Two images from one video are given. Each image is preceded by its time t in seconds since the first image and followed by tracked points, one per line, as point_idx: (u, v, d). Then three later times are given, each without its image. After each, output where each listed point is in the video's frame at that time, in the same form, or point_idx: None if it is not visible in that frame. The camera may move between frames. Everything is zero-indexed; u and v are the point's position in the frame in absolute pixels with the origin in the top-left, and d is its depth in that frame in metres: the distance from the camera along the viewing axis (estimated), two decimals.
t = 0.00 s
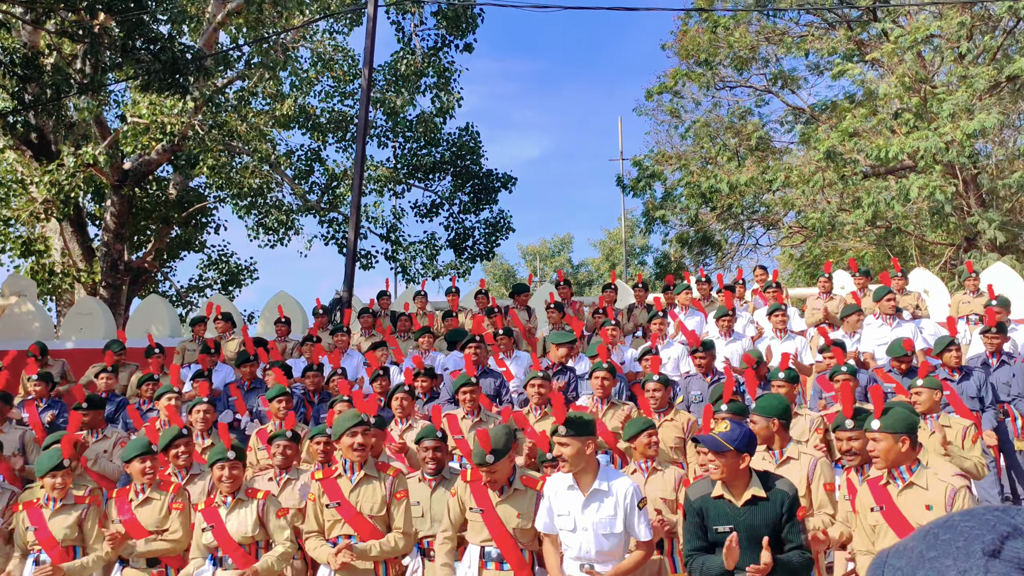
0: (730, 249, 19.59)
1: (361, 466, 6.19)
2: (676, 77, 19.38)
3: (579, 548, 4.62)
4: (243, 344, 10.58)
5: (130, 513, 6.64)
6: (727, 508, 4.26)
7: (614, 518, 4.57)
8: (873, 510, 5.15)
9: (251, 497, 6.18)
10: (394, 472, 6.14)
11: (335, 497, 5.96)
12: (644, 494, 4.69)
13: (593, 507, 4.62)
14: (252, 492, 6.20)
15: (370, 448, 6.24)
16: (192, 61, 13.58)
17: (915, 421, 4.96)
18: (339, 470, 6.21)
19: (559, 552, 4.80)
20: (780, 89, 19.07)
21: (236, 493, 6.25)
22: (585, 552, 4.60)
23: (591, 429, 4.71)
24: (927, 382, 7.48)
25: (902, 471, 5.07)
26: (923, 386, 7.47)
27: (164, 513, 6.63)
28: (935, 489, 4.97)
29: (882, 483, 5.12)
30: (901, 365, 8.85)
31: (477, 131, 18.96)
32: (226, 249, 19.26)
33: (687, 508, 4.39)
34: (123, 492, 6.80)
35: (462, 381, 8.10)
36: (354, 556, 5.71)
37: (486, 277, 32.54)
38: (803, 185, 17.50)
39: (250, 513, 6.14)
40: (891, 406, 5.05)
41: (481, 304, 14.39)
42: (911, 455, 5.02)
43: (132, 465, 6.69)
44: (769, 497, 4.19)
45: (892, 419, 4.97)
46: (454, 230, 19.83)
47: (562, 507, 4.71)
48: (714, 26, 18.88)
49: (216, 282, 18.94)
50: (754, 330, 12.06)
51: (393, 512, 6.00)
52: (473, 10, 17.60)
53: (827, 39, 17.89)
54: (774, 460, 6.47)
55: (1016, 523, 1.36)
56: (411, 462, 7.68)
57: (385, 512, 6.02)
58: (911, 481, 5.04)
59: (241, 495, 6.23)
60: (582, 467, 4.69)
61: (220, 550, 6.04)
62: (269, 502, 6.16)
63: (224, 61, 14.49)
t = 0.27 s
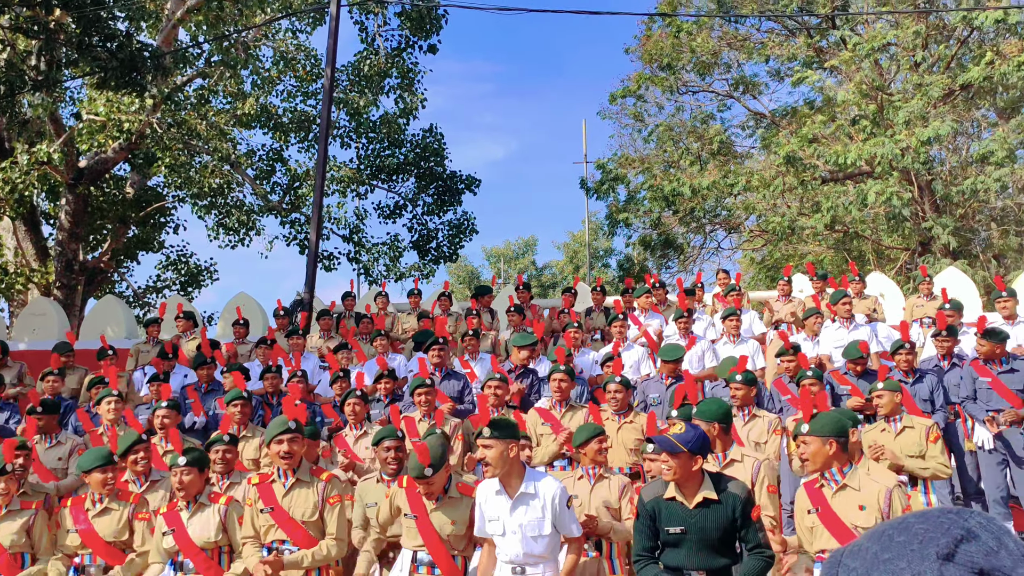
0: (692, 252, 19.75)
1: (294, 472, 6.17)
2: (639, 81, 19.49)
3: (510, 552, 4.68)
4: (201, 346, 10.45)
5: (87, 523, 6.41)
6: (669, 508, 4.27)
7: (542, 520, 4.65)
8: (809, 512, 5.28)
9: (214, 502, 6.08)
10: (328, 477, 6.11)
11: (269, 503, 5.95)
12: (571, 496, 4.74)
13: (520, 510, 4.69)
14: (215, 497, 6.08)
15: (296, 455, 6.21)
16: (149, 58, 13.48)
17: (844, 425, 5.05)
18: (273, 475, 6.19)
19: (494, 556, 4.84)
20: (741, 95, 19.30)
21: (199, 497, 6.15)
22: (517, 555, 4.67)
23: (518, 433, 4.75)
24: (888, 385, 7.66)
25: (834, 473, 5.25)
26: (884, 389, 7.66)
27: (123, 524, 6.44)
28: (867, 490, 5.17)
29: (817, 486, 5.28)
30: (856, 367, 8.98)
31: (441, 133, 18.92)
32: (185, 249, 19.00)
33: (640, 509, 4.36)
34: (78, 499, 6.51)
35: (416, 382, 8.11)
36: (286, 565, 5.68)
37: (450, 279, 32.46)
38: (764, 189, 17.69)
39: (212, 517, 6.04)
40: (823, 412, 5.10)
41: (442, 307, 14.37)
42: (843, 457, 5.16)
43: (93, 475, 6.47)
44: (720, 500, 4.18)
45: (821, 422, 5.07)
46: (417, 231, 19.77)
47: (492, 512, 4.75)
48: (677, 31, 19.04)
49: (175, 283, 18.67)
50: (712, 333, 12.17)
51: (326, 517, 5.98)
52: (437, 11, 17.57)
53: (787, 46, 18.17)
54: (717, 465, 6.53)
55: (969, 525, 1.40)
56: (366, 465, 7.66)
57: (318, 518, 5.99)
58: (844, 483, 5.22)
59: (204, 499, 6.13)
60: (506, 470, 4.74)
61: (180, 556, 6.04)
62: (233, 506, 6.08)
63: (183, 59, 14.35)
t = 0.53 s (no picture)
0: (656, 254, 19.88)
1: (242, 474, 6.12)
2: (605, 83, 19.55)
3: (456, 554, 4.71)
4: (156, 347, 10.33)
5: (61, 521, 6.58)
6: (597, 507, 4.59)
7: (486, 519, 4.69)
8: (760, 511, 5.29)
9: (183, 505, 6.16)
10: (278, 478, 6.09)
11: (217, 507, 5.96)
12: (515, 494, 4.78)
13: (465, 510, 4.72)
14: (184, 500, 6.15)
15: (246, 453, 6.16)
16: (107, 54, 13.44)
17: (792, 423, 5.21)
18: (221, 478, 6.15)
19: (440, 558, 4.83)
20: (704, 98, 19.47)
21: (168, 499, 6.25)
22: (462, 556, 4.70)
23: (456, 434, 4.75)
24: (860, 385, 7.56)
25: (783, 471, 5.33)
26: (856, 389, 7.55)
27: (98, 522, 6.64)
28: (815, 487, 5.27)
29: (767, 485, 5.32)
30: (813, 368, 9.09)
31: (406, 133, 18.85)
32: (144, 248, 18.71)
33: (572, 508, 4.68)
34: (51, 500, 6.69)
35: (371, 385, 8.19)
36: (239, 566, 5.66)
37: (415, 280, 32.34)
38: (726, 192, 17.80)
39: (179, 521, 6.16)
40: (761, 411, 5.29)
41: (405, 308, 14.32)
42: (790, 455, 5.30)
43: (70, 473, 6.55)
44: (646, 496, 4.49)
45: (770, 422, 5.20)
46: (381, 232, 19.65)
47: (436, 515, 4.79)
48: (642, 34, 19.16)
49: (133, 282, 18.38)
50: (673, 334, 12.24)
51: (277, 519, 5.96)
52: (402, 11, 17.50)
53: (750, 51, 18.37)
54: (674, 462, 6.56)
55: (912, 525, 1.46)
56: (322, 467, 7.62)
57: (268, 519, 5.96)
58: (793, 480, 5.30)
59: (174, 502, 6.21)
60: (450, 471, 4.80)
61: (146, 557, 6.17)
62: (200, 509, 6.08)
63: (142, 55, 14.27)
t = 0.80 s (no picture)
0: (622, 256, 19.94)
1: (203, 478, 6.06)
2: (571, 85, 19.58)
3: (420, 554, 4.84)
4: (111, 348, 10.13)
5: (36, 523, 6.75)
6: (535, 502, 4.79)
7: (450, 518, 4.84)
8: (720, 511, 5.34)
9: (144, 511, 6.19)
10: (240, 483, 6.05)
11: (177, 512, 5.92)
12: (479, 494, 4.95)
13: (429, 511, 4.86)
14: (145, 506, 6.20)
15: (208, 458, 6.13)
16: (64, 49, 13.70)
17: (752, 422, 5.27)
18: (181, 482, 6.08)
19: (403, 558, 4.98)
20: (670, 101, 19.56)
21: (130, 506, 6.28)
22: (425, 556, 4.83)
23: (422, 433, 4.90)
24: (824, 384, 7.73)
25: (742, 470, 5.37)
26: (820, 389, 7.72)
27: (74, 525, 6.77)
28: (773, 486, 5.32)
29: (725, 484, 5.38)
30: (775, 370, 9.13)
31: (371, 133, 18.70)
32: (101, 248, 18.37)
33: (515, 505, 4.87)
34: (26, 503, 6.87)
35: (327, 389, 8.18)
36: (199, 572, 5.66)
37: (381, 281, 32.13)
38: (691, 195, 17.97)
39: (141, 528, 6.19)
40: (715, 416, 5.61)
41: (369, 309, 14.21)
42: (749, 455, 5.35)
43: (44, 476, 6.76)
44: (585, 490, 4.69)
45: (729, 420, 5.27)
46: (346, 232, 19.49)
47: (400, 516, 4.93)
48: (608, 36, 19.21)
49: (90, 282, 18.03)
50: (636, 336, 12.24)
51: (239, 523, 5.96)
52: (367, 10, 17.36)
53: (715, 55, 18.49)
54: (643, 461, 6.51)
55: (843, 523, 1.55)
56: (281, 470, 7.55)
57: (230, 524, 5.95)
58: (752, 479, 5.35)
59: (135, 508, 6.26)
60: (417, 471, 4.90)
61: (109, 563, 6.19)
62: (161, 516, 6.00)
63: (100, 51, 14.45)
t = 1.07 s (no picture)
0: (590, 258, 20.01)
1: (187, 479, 6.08)
2: (540, 87, 19.63)
3: (410, 558, 4.93)
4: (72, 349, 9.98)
5: None
6: (497, 506, 4.82)
7: (444, 524, 4.97)
8: (698, 511, 5.44)
9: (103, 518, 6.05)
10: (224, 486, 6.05)
11: (158, 513, 5.91)
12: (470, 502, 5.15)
13: (423, 516, 4.96)
14: (105, 513, 6.06)
15: (194, 458, 6.10)
16: (26, 46, 13.33)
17: (729, 425, 5.29)
18: (164, 483, 6.09)
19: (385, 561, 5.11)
20: (639, 104, 19.68)
21: (86, 511, 6.13)
22: (416, 560, 4.92)
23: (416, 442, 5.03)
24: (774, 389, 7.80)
25: (720, 472, 5.39)
26: (769, 393, 7.79)
27: (30, 536, 6.50)
28: (750, 489, 5.32)
29: (704, 485, 5.42)
30: (741, 372, 9.19)
31: (339, 133, 18.59)
32: (63, 247, 18.04)
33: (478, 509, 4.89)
34: None
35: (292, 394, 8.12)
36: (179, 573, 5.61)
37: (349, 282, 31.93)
38: (659, 197, 18.07)
39: (97, 535, 6.02)
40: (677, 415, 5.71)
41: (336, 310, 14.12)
42: (727, 457, 5.37)
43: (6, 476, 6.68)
44: (549, 490, 4.75)
45: (706, 423, 5.28)
46: (314, 233, 19.35)
47: (391, 519, 4.99)
48: (578, 39, 19.27)
49: (51, 282, 17.71)
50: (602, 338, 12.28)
51: (222, 527, 5.92)
52: (335, 9, 17.25)
53: (684, 58, 18.64)
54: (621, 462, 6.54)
55: (791, 524, 1.59)
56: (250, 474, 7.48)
57: (213, 527, 5.92)
58: (729, 482, 5.36)
59: (93, 514, 6.09)
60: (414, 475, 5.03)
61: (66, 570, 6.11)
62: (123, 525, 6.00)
63: (64, 48, 14.14)
